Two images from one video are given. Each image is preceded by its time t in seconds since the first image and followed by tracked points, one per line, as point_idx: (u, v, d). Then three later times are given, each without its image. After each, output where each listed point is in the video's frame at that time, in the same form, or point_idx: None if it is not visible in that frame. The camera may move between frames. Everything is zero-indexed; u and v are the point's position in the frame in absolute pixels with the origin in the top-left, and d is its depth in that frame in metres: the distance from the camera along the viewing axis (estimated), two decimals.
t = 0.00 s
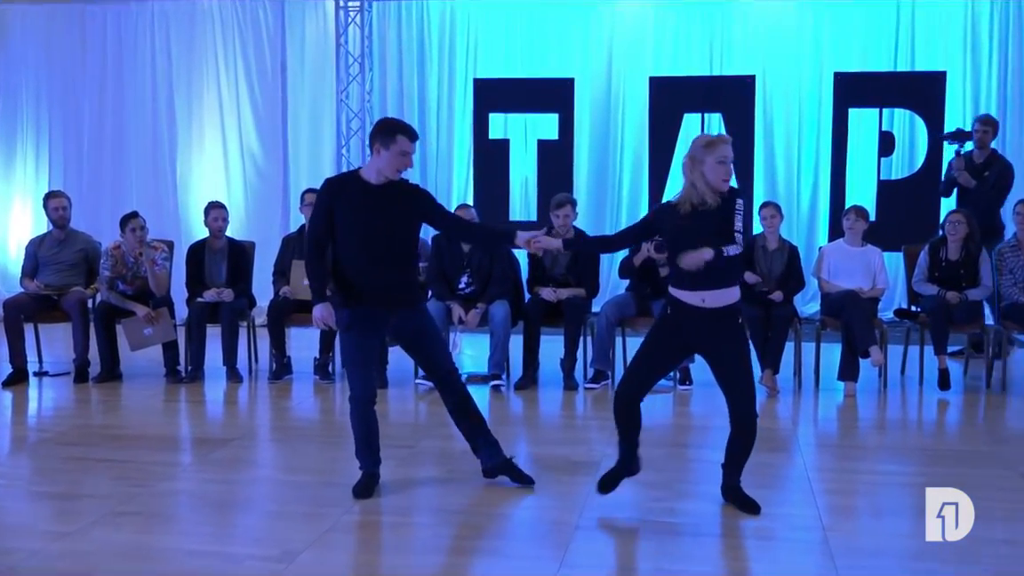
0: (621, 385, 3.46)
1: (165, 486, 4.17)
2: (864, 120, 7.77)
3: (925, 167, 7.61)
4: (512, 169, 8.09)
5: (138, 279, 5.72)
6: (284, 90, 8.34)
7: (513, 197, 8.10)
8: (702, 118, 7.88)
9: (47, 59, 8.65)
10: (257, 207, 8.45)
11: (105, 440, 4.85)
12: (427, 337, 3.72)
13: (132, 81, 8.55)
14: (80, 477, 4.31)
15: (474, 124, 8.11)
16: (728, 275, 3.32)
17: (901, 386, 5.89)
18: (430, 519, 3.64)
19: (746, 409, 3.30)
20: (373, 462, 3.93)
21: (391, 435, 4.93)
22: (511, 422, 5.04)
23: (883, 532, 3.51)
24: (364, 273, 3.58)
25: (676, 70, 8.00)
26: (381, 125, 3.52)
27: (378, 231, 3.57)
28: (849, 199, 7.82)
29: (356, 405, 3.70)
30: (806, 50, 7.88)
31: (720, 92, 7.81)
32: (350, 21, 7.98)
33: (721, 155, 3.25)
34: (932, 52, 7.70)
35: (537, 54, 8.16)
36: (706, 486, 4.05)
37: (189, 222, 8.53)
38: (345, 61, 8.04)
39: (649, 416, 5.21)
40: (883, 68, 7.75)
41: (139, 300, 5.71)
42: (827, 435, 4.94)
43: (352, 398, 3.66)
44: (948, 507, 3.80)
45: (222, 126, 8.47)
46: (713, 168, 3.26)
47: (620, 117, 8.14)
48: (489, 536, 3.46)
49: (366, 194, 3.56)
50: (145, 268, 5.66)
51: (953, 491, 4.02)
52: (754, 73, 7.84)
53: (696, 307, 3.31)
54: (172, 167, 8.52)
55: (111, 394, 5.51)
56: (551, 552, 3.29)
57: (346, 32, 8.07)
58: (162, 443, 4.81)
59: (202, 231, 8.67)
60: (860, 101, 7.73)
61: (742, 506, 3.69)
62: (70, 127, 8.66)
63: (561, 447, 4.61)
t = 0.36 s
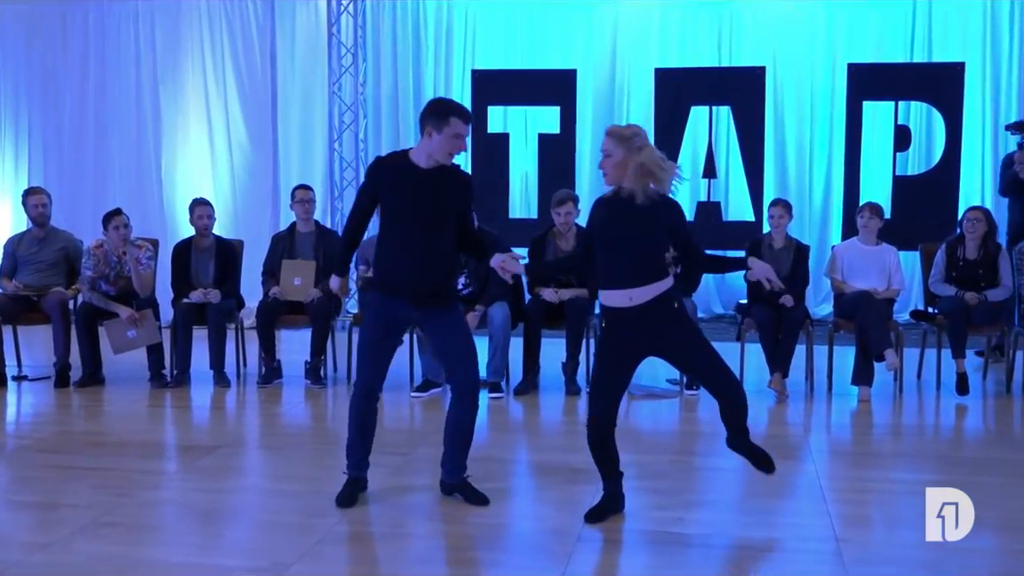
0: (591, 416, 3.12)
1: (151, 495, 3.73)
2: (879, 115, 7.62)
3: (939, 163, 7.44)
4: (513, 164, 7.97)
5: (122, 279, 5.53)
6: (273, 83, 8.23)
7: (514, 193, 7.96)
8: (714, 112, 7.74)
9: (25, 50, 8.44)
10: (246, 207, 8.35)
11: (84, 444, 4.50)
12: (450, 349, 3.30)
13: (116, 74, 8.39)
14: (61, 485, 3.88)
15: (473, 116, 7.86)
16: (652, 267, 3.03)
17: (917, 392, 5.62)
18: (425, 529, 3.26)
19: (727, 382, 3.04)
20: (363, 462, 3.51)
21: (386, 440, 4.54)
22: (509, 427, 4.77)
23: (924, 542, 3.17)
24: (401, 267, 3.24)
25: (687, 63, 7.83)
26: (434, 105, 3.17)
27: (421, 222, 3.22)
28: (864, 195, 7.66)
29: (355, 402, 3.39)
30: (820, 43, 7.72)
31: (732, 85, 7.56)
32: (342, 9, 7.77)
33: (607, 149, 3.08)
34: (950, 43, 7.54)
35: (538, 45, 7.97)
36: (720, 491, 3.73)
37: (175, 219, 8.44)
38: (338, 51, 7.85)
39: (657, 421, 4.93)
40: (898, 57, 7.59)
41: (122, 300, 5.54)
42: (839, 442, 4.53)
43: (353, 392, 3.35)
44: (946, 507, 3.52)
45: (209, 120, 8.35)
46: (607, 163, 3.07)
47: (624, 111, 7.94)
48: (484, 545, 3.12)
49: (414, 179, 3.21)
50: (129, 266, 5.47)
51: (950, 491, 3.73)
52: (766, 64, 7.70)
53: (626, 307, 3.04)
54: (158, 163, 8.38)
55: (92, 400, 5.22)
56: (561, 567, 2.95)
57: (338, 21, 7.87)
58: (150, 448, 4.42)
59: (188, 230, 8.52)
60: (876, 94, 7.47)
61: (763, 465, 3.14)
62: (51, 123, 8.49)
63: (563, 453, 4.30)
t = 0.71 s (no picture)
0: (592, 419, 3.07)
1: (144, 499, 3.60)
2: (881, 113, 7.55)
3: (942, 161, 7.38)
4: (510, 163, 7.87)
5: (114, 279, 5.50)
6: (268, 81, 8.16)
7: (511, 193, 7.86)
8: (716, 111, 7.68)
9: (16, 49, 8.37)
10: (239, 206, 8.28)
11: (75, 447, 4.39)
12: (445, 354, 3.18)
13: (109, 73, 8.31)
14: (52, 488, 3.74)
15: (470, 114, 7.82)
16: (660, 270, 2.96)
17: (919, 394, 5.54)
18: (422, 531, 3.19)
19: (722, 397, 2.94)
20: (347, 464, 3.32)
21: (381, 441, 4.49)
22: (506, 429, 4.70)
23: (937, 546, 3.08)
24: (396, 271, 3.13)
25: (687, 62, 7.75)
26: (431, 103, 3.08)
27: (415, 224, 3.11)
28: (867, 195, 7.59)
29: (327, 403, 3.26)
30: (822, 41, 7.64)
31: (732, 83, 7.52)
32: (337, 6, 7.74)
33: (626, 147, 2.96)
34: (954, 39, 7.46)
35: (537, 42, 7.90)
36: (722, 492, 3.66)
37: (168, 218, 8.37)
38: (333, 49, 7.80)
39: (657, 423, 4.85)
40: (900, 55, 7.52)
41: (115, 301, 5.50)
42: (842, 445, 4.44)
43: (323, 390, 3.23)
44: (947, 507, 3.46)
45: (203, 119, 8.28)
46: (626, 163, 2.98)
47: (624, 109, 7.88)
48: (483, 548, 3.04)
49: (411, 180, 3.12)
50: (121, 267, 5.43)
51: (953, 491, 3.67)
52: (767, 62, 7.62)
53: (634, 312, 2.97)
54: (151, 162, 8.30)
55: (84, 402, 5.14)
56: (564, 572, 2.85)
57: (333, 18, 7.83)
58: (142, 452, 4.30)
59: (181, 229, 8.45)
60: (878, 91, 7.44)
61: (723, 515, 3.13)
62: (41, 122, 8.41)
63: (560, 455, 4.24)
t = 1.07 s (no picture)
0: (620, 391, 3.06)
1: (139, 499, 3.59)
2: (876, 113, 7.55)
3: (937, 160, 7.40)
4: (507, 162, 7.87)
5: (109, 279, 5.49)
6: (264, 81, 8.17)
7: (507, 192, 7.88)
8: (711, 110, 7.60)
9: (12, 48, 8.37)
10: (235, 206, 8.27)
11: (72, 447, 4.38)
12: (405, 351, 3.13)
13: (104, 72, 8.30)
14: (47, 488, 3.73)
15: (466, 114, 7.83)
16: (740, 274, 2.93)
17: (915, 393, 5.54)
18: (420, 532, 3.19)
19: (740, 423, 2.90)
20: (350, 478, 3.40)
21: (377, 441, 4.49)
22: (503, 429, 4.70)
23: (934, 546, 3.08)
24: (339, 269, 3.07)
25: (683, 62, 7.75)
26: (351, 103, 3.02)
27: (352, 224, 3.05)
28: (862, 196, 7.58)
29: (312, 410, 3.20)
30: (817, 41, 7.65)
31: (728, 84, 7.52)
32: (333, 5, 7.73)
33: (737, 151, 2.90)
34: (949, 39, 7.49)
35: (533, 41, 7.90)
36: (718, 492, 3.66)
37: (163, 219, 8.34)
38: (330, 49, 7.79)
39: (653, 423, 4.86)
40: (896, 55, 7.53)
41: (110, 301, 5.50)
42: (837, 444, 4.45)
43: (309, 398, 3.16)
44: (947, 507, 3.47)
45: (198, 119, 8.28)
46: (728, 165, 2.90)
47: (620, 109, 7.88)
48: (482, 548, 3.04)
49: (338, 180, 3.05)
50: (116, 267, 5.43)
51: (952, 491, 3.68)
52: (762, 62, 7.63)
53: (705, 312, 2.92)
54: (146, 162, 8.29)
55: (80, 402, 5.14)
56: (561, 572, 2.85)
57: (330, 18, 7.83)
58: (138, 452, 4.30)
59: (177, 229, 8.45)
60: (874, 91, 7.47)
61: (717, 531, 3.11)
62: (37, 121, 8.40)
63: (556, 455, 4.23)
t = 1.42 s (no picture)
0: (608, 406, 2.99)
1: (139, 499, 3.59)
2: (876, 113, 7.55)
3: (937, 160, 7.40)
4: (507, 163, 7.90)
5: (109, 280, 5.50)
6: (264, 80, 8.17)
7: (507, 193, 7.89)
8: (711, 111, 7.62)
9: (12, 49, 8.37)
10: (235, 206, 8.27)
11: (71, 447, 4.38)
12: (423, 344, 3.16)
13: (105, 72, 8.30)
14: (47, 488, 3.73)
15: (466, 114, 7.82)
16: (707, 271, 2.88)
17: (915, 394, 5.54)
18: (420, 532, 3.18)
19: (730, 413, 2.93)
20: (353, 478, 3.39)
21: (377, 441, 4.49)
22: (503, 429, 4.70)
23: (933, 546, 3.08)
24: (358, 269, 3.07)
25: (683, 62, 7.75)
26: (373, 98, 3.00)
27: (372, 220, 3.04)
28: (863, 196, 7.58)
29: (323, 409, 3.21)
30: (817, 41, 7.64)
31: (728, 83, 7.53)
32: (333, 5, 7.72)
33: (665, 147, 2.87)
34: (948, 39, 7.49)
35: (533, 41, 7.90)
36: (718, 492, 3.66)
37: (164, 219, 8.34)
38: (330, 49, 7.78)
39: (653, 423, 4.86)
40: (896, 55, 7.53)
41: (111, 301, 5.50)
42: (837, 444, 4.45)
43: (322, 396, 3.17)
44: (947, 508, 3.46)
45: (199, 118, 8.27)
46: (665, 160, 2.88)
47: (620, 109, 7.88)
48: (481, 549, 3.03)
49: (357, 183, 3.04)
50: (117, 267, 5.43)
51: (952, 491, 3.68)
52: (762, 62, 7.63)
53: (677, 312, 2.88)
54: (147, 162, 8.29)
55: (80, 403, 5.14)
56: (561, 572, 2.85)
57: (330, 18, 7.82)
58: (138, 452, 4.30)
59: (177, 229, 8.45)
60: (874, 91, 7.47)
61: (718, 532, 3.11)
62: (38, 121, 8.40)
63: (556, 455, 4.23)
